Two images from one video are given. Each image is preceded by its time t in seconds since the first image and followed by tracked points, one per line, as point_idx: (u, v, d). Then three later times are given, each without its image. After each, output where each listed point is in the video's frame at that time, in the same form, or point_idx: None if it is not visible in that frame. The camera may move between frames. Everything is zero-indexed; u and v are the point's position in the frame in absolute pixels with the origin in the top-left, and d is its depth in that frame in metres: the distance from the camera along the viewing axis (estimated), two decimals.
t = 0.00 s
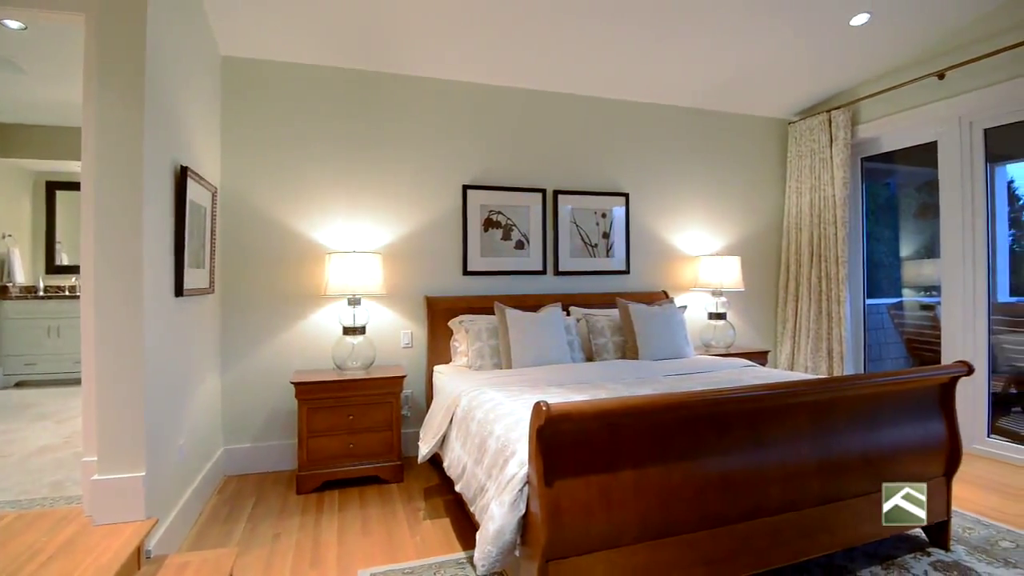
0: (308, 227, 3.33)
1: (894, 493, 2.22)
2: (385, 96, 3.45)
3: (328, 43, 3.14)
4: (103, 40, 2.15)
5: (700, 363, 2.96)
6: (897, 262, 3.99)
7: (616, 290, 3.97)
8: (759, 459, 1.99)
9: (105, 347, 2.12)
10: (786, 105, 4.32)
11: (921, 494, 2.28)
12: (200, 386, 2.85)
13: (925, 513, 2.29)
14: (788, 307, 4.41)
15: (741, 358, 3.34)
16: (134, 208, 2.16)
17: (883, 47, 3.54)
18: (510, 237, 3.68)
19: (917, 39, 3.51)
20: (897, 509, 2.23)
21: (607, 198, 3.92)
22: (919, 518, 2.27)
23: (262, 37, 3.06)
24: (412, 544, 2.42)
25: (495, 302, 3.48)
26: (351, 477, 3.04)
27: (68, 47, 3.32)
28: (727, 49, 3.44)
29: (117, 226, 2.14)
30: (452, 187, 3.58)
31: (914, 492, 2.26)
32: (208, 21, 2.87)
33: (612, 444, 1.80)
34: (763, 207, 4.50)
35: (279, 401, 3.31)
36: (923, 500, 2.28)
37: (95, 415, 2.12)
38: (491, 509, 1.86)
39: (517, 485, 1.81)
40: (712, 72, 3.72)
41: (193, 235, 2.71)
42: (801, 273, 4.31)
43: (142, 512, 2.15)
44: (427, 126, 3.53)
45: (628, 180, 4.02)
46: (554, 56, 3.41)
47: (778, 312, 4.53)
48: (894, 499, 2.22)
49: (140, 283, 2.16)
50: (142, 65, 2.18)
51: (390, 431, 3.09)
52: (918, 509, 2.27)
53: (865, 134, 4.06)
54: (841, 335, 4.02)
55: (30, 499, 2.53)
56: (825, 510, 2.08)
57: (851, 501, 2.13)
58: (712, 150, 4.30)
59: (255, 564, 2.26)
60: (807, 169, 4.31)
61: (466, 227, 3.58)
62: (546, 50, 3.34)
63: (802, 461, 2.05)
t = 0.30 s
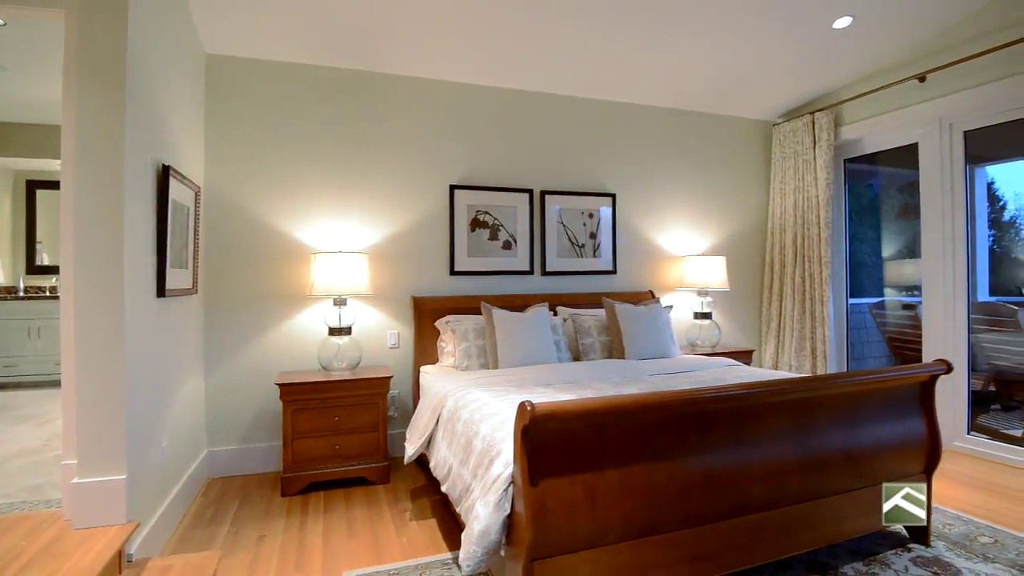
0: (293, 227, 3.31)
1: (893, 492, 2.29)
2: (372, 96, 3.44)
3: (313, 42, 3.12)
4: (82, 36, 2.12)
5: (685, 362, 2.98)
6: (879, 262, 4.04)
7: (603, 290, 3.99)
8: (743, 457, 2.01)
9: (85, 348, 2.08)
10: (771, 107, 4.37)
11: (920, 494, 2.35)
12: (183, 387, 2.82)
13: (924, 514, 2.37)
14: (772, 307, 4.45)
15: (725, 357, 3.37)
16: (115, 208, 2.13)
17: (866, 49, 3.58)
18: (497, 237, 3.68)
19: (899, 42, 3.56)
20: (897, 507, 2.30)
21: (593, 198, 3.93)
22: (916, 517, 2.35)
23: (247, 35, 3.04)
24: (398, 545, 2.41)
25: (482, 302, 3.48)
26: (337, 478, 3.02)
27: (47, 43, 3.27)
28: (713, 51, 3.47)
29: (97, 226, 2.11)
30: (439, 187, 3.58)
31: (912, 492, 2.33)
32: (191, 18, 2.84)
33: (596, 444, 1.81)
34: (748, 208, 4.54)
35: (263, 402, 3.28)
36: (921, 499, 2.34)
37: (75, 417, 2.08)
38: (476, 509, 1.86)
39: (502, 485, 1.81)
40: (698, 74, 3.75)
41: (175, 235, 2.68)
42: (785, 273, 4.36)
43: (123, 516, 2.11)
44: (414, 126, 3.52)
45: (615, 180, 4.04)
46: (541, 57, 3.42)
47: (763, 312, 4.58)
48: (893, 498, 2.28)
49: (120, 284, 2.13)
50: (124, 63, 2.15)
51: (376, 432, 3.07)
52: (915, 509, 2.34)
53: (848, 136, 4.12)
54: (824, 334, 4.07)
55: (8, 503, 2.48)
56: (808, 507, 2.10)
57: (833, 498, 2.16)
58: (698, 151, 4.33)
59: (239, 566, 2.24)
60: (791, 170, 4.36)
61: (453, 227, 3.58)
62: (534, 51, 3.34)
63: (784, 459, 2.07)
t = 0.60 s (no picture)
0: (280, 227, 3.29)
1: (892, 491, 2.36)
2: (360, 95, 3.42)
3: (300, 41, 3.11)
4: (63, 33, 2.09)
5: (672, 362, 2.99)
6: (864, 262, 4.09)
7: (592, 290, 4.00)
8: (728, 456, 2.02)
9: (67, 349, 2.06)
10: (758, 108, 4.40)
11: (918, 493, 2.43)
12: (167, 388, 2.79)
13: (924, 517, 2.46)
14: (759, 306, 4.49)
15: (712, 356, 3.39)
16: (98, 208, 2.10)
17: (850, 52, 3.63)
18: (485, 237, 3.68)
19: (883, 45, 3.60)
20: (897, 507, 2.38)
21: (582, 199, 3.95)
22: (910, 515, 2.42)
23: (233, 34, 3.02)
24: (386, 546, 2.40)
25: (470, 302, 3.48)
26: (324, 479, 3.00)
27: (28, 41, 3.22)
28: (700, 52, 3.49)
29: (78, 225, 2.08)
30: (428, 187, 3.57)
31: (909, 491, 2.42)
32: (176, 16, 2.81)
33: (583, 444, 1.81)
34: (735, 208, 4.57)
35: (249, 403, 3.25)
36: (920, 498, 2.43)
37: (56, 419, 2.05)
38: (463, 509, 1.86)
39: (489, 485, 1.81)
40: (686, 75, 3.77)
41: (160, 235, 2.65)
42: (772, 273, 4.40)
43: (107, 519, 2.09)
44: (402, 125, 3.51)
45: (603, 181, 4.06)
46: (530, 58, 3.42)
47: (750, 311, 4.61)
48: (893, 497, 2.36)
49: (103, 284, 2.11)
50: (106, 61, 2.13)
51: (364, 433, 3.06)
52: (912, 507, 2.41)
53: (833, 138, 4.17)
54: (810, 333, 4.11)
55: None
56: (793, 504, 2.12)
57: (818, 495, 2.18)
58: (686, 152, 4.36)
59: (225, 569, 2.22)
60: (777, 171, 4.40)
61: (441, 227, 3.58)
62: (522, 52, 3.35)
63: (770, 457, 2.09)
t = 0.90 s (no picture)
0: (266, 228, 3.26)
1: (890, 491, 2.45)
2: (347, 95, 3.41)
3: (287, 40, 3.09)
4: (43, 30, 2.05)
5: (659, 361, 3.01)
6: (848, 262, 4.14)
7: (580, 290, 4.01)
8: (714, 454, 2.04)
9: (48, 350, 2.03)
10: (744, 110, 4.44)
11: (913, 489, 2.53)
12: (151, 390, 2.75)
13: (920, 511, 2.61)
14: (745, 306, 4.53)
15: (699, 356, 3.42)
16: (79, 207, 2.07)
17: (834, 55, 3.67)
18: (474, 237, 3.68)
19: (867, 48, 3.65)
20: (898, 507, 2.51)
21: (570, 199, 3.96)
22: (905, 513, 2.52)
23: (218, 32, 2.99)
24: (373, 547, 2.39)
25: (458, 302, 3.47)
26: (311, 481, 2.98)
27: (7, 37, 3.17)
28: (687, 55, 3.52)
29: (58, 225, 2.05)
30: (416, 187, 3.56)
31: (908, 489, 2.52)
32: (160, 14, 2.78)
33: (570, 444, 1.82)
34: (722, 209, 4.61)
35: (235, 405, 3.23)
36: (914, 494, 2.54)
37: (37, 422, 2.02)
38: (449, 510, 1.85)
39: (475, 485, 1.80)
40: (673, 77, 3.80)
41: (143, 234, 2.62)
42: (757, 273, 4.44)
43: (89, 522, 2.06)
44: (390, 125, 3.50)
45: (591, 182, 4.08)
46: (518, 59, 3.43)
47: (736, 311, 4.65)
48: (892, 497, 2.46)
49: (85, 285, 2.08)
50: (88, 59, 2.10)
51: (352, 434, 3.05)
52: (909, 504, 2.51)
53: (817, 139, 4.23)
54: (795, 333, 4.15)
55: None
56: (778, 502, 2.14)
57: (802, 493, 2.20)
58: (673, 153, 4.39)
59: (209, 572, 2.19)
60: (763, 172, 4.44)
61: (429, 227, 3.57)
62: (511, 52, 3.35)
63: (755, 455, 2.11)
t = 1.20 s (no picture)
0: (250, 228, 3.23)
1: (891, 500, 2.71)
2: (332, 94, 3.39)
3: (271, 38, 3.07)
4: (19, 26, 2.01)
5: (643, 361, 3.03)
6: (830, 263, 4.19)
7: (566, 290, 4.02)
8: (696, 453, 2.05)
9: (25, 353, 1.99)
10: (728, 112, 4.48)
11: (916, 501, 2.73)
12: (131, 392, 2.71)
13: (927, 512, 2.71)
14: (729, 306, 4.57)
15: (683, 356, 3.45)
16: (56, 207, 2.04)
17: (817, 57, 3.72)
18: (460, 237, 3.67)
19: (848, 51, 3.70)
20: (897, 505, 2.75)
21: (556, 199, 3.97)
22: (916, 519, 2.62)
23: (201, 30, 2.96)
24: (357, 549, 2.37)
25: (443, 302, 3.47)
26: (294, 483, 2.96)
27: None
28: (672, 56, 3.54)
29: (34, 224, 2.00)
30: (401, 187, 3.55)
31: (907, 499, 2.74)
32: (141, 11, 2.75)
33: (553, 443, 1.82)
34: (706, 209, 4.65)
35: (217, 406, 3.19)
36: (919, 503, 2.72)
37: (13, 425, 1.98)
38: (432, 510, 1.84)
39: (459, 486, 1.80)
40: (658, 78, 3.82)
41: (123, 234, 2.58)
42: (741, 273, 4.48)
43: (66, 526, 2.02)
44: (375, 125, 3.49)
45: (577, 182, 4.09)
46: (504, 59, 3.43)
47: (720, 310, 4.69)
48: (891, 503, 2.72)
49: (61, 286, 2.04)
50: (66, 57, 2.06)
51: (336, 435, 3.03)
52: (915, 511, 2.68)
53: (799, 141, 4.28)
54: (778, 332, 4.20)
55: None
56: (759, 500, 2.16)
57: (783, 491, 2.22)
58: (658, 154, 4.43)
59: None
60: (747, 173, 4.48)
61: (415, 227, 3.56)
62: (496, 52, 3.35)
63: (736, 454, 2.13)
